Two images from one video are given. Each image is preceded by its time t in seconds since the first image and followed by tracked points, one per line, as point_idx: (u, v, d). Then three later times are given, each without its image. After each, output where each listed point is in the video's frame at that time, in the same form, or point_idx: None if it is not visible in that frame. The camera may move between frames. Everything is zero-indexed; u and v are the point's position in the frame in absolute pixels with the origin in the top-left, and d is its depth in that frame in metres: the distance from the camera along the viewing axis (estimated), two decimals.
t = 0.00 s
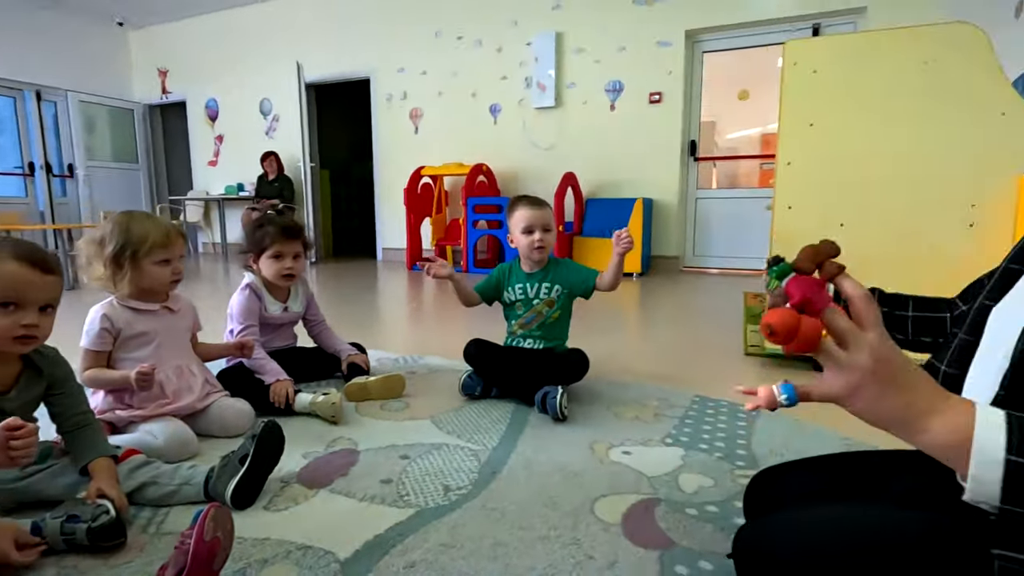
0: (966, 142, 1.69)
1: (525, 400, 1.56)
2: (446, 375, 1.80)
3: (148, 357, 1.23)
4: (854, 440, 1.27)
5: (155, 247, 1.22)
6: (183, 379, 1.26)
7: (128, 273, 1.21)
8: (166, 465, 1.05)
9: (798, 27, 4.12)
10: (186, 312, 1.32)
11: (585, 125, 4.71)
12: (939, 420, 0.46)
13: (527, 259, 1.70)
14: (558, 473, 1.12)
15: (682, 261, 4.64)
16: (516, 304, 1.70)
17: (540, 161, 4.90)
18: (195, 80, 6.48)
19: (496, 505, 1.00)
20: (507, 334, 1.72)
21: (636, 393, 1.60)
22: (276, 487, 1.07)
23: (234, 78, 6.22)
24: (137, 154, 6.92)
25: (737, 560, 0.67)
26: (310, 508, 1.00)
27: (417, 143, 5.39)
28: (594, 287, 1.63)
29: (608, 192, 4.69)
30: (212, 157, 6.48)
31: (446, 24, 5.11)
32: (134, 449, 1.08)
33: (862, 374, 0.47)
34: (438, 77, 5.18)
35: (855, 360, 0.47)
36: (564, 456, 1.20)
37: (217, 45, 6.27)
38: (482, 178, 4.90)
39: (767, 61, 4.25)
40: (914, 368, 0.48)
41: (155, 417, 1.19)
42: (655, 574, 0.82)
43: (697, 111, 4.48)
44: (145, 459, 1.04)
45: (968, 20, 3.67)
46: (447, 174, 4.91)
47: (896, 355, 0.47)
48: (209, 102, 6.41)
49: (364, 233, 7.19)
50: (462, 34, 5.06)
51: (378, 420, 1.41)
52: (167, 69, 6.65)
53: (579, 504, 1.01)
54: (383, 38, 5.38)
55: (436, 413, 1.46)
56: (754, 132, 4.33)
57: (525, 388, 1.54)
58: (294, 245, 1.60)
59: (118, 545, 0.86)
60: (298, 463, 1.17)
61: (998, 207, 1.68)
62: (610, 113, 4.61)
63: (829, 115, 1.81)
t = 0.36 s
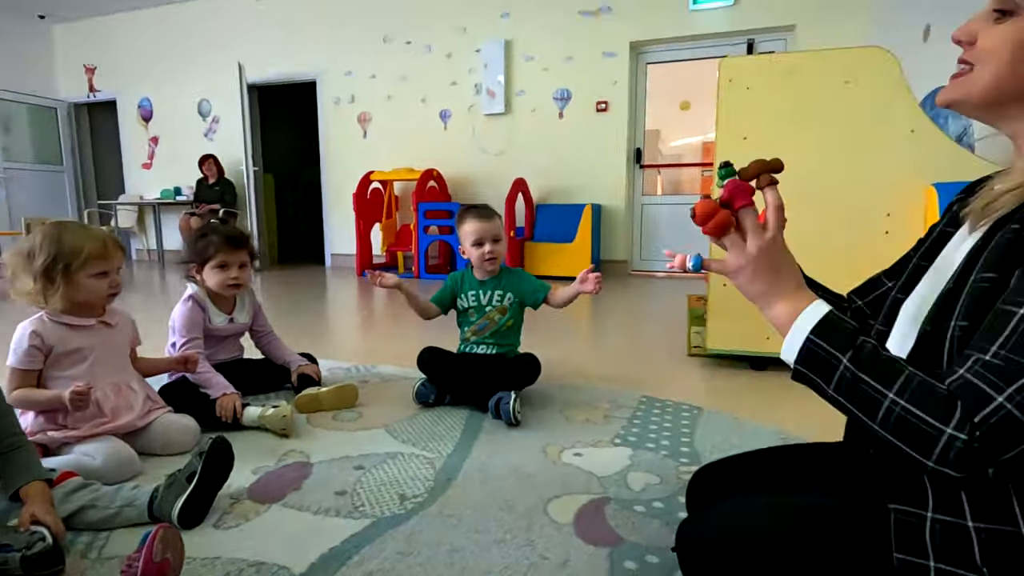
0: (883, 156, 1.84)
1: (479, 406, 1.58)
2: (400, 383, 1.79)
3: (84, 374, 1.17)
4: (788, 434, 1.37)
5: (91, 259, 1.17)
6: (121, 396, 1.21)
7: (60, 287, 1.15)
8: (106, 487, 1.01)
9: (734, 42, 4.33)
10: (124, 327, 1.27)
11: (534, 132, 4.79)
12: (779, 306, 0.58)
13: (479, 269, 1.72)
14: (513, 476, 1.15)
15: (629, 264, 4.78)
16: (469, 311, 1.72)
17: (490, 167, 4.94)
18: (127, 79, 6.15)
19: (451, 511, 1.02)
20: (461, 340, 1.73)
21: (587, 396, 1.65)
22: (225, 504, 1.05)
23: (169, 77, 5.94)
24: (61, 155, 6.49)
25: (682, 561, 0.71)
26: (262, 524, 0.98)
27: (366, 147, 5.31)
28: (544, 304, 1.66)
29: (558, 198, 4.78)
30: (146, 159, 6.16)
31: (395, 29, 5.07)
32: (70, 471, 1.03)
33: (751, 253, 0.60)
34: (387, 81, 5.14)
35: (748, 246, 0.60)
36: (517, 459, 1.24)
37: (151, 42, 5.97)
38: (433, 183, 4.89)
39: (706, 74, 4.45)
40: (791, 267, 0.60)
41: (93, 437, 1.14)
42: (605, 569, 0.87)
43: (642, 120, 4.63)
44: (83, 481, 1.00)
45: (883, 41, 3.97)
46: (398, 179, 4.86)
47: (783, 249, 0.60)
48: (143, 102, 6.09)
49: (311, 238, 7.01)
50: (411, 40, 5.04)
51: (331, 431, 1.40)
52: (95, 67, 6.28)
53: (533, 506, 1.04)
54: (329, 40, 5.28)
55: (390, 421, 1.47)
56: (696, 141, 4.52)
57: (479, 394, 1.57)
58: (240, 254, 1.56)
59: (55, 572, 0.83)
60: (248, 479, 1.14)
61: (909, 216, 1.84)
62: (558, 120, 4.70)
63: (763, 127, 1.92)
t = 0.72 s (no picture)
0: (812, 168, 1.96)
1: (434, 413, 1.59)
2: (354, 392, 1.78)
3: (15, 393, 1.11)
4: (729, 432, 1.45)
5: (21, 272, 1.11)
6: (56, 416, 1.16)
7: None
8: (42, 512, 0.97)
9: (678, 52, 4.50)
10: (59, 343, 1.21)
11: (486, 135, 4.81)
12: (816, 465, 0.47)
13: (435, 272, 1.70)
14: (469, 483, 1.17)
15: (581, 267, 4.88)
16: (422, 314, 1.73)
17: (443, 170, 4.93)
18: (52, 73, 5.78)
19: (409, 520, 1.03)
20: (414, 345, 1.74)
21: (541, 400, 1.69)
22: (174, 524, 1.02)
23: (101, 73, 5.62)
24: None
25: (632, 560, 0.76)
26: (214, 543, 0.96)
27: (314, 149, 5.20)
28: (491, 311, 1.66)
29: (511, 201, 4.82)
30: (75, 159, 5.80)
31: (344, 30, 4.99)
32: (1, 497, 0.98)
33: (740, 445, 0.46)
34: (336, 82, 5.05)
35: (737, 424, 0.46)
36: (473, 466, 1.25)
37: (80, 35, 5.64)
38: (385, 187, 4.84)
39: (652, 82, 4.61)
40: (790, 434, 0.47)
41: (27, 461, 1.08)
42: (559, 569, 0.90)
43: (591, 125, 4.73)
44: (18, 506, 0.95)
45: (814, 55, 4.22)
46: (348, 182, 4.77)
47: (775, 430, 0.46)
48: (71, 98, 5.74)
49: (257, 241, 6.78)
50: (360, 40, 4.97)
51: (284, 444, 1.37)
52: (16, 60, 5.86)
53: (489, 512, 1.06)
54: (275, 39, 5.14)
55: (344, 431, 1.45)
56: (643, 146, 4.67)
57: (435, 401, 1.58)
58: (185, 264, 1.51)
59: None
60: (196, 497, 1.11)
61: (836, 224, 1.97)
62: (510, 125, 4.75)
63: (702, 138, 2.02)
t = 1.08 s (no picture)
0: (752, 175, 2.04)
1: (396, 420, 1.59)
2: (313, 400, 1.76)
3: None
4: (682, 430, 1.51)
5: None
6: None
7: None
8: None
9: (634, 58, 4.60)
10: None
11: (446, 138, 4.81)
12: (706, 462, 0.51)
13: (389, 278, 1.71)
14: (432, 489, 1.18)
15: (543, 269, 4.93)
16: (382, 328, 1.71)
17: (403, 172, 4.89)
18: None
19: (370, 529, 1.04)
20: (375, 356, 1.73)
21: (502, 403, 1.71)
22: (125, 541, 0.99)
23: (37, 67, 5.32)
24: None
25: (588, 563, 0.78)
26: (168, 559, 0.95)
27: (270, 150, 5.07)
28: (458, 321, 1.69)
29: (472, 204, 4.83)
30: (10, 158, 5.47)
31: (300, 28, 4.89)
32: None
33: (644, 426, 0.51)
34: (292, 82, 4.94)
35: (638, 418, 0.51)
36: (435, 471, 1.27)
37: (14, 27, 5.33)
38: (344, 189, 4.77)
39: (609, 87, 4.70)
40: (692, 434, 0.52)
41: None
42: (519, 570, 0.92)
43: (551, 129, 4.79)
44: None
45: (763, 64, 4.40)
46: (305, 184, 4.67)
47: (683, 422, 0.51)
48: (4, 94, 5.41)
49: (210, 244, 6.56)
50: (316, 40, 4.88)
51: (241, 455, 1.35)
52: None
53: (451, 517, 1.07)
54: (227, 36, 4.99)
55: (303, 440, 1.44)
56: (602, 150, 4.76)
57: (396, 408, 1.58)
58: (134, 272, 1.46)
59: None
60: (149, 512, 1.09)
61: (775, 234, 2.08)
62: (470, 128, 4.75)
63: (653, 148, 2.09)
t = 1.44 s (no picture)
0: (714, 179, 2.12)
1: (368, 423, 1.59)
2: (284, 404, 1.74)
3: None
4: (649, 428, 1.56)
5: None
6: None
7: None
8: None
9: (604, 61, 4.67)
10: None
11: (418, 139, 4.79)
12: (598, 436, 0.68)
13: (364, 279, 1.71)
14: (405, 491, 1.19)
15: (515, 270, 4.96)
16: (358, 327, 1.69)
17: (374, 173, 4.85)
18: None
19: (344, 532, 1.05)
20: (349, 358, 1.71)
21: (474, 405, 1.73)
22: (93, 551, 0.98)
23: None
24: None
25: (559, 561, 0.81)
26: (138, 569, 0.94)
27: (236, 149, 4.97)
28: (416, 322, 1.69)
29: (444, 205, 4.83)
30: None
31: (267, 25, 4.81)
32: None
33: (558, 407, 0.69)
34: (259, 80, 4.86)
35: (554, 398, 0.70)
36: (408, 473, 1.28)
37: None
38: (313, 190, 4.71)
39: (580, 89, 4.76)
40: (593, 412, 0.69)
41: None
42: (492, 569, 0.95)
43: (522, 130, 4.82)
44: None
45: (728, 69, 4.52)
46: (273, 184, 4.59)
47: (585, 400, 0.69)
48: None
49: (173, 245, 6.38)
50: (284, 38, 4.81)
51: (210, 462, 1.34)
52: None
53: (425, 518, 1.09)
54: (191, 32, 4.87)
55: (274, 446, 1.43)
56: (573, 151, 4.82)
57: (368, 411, 1.59)
58: (98, 277, 1.43)
59: None
60: (116, 521, 1.08)
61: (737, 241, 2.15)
62: (442, 129, 4.75)
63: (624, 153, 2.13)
